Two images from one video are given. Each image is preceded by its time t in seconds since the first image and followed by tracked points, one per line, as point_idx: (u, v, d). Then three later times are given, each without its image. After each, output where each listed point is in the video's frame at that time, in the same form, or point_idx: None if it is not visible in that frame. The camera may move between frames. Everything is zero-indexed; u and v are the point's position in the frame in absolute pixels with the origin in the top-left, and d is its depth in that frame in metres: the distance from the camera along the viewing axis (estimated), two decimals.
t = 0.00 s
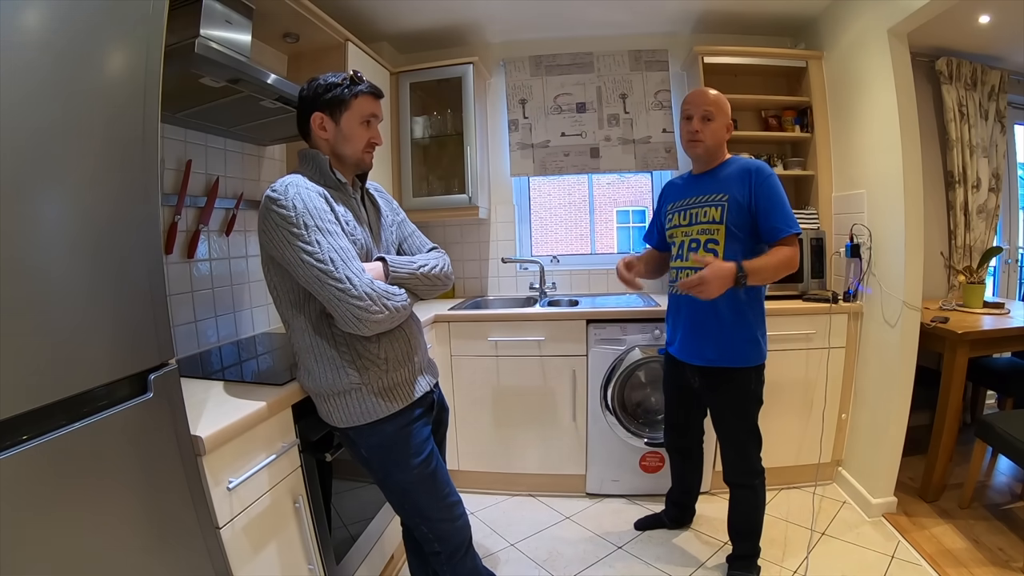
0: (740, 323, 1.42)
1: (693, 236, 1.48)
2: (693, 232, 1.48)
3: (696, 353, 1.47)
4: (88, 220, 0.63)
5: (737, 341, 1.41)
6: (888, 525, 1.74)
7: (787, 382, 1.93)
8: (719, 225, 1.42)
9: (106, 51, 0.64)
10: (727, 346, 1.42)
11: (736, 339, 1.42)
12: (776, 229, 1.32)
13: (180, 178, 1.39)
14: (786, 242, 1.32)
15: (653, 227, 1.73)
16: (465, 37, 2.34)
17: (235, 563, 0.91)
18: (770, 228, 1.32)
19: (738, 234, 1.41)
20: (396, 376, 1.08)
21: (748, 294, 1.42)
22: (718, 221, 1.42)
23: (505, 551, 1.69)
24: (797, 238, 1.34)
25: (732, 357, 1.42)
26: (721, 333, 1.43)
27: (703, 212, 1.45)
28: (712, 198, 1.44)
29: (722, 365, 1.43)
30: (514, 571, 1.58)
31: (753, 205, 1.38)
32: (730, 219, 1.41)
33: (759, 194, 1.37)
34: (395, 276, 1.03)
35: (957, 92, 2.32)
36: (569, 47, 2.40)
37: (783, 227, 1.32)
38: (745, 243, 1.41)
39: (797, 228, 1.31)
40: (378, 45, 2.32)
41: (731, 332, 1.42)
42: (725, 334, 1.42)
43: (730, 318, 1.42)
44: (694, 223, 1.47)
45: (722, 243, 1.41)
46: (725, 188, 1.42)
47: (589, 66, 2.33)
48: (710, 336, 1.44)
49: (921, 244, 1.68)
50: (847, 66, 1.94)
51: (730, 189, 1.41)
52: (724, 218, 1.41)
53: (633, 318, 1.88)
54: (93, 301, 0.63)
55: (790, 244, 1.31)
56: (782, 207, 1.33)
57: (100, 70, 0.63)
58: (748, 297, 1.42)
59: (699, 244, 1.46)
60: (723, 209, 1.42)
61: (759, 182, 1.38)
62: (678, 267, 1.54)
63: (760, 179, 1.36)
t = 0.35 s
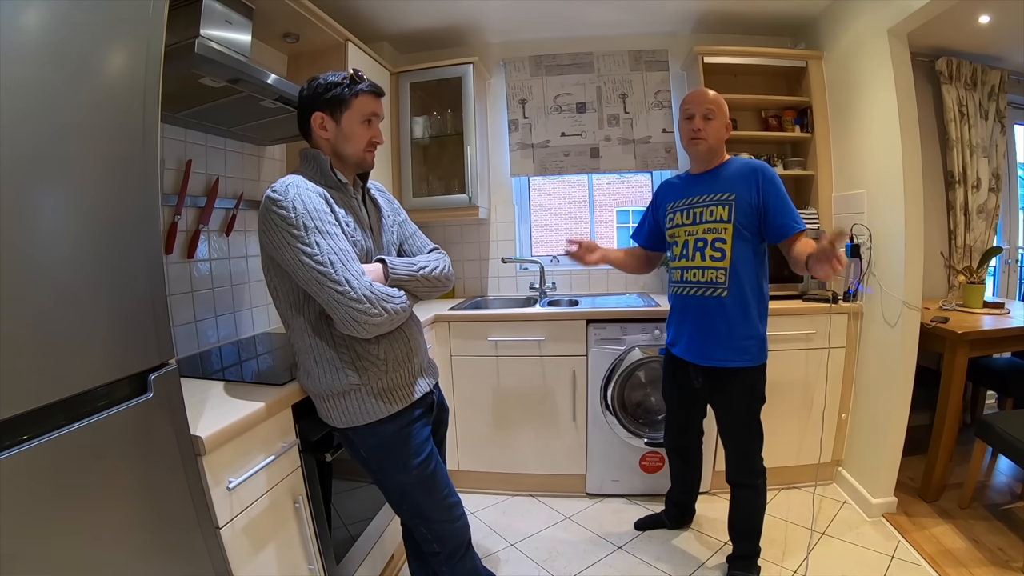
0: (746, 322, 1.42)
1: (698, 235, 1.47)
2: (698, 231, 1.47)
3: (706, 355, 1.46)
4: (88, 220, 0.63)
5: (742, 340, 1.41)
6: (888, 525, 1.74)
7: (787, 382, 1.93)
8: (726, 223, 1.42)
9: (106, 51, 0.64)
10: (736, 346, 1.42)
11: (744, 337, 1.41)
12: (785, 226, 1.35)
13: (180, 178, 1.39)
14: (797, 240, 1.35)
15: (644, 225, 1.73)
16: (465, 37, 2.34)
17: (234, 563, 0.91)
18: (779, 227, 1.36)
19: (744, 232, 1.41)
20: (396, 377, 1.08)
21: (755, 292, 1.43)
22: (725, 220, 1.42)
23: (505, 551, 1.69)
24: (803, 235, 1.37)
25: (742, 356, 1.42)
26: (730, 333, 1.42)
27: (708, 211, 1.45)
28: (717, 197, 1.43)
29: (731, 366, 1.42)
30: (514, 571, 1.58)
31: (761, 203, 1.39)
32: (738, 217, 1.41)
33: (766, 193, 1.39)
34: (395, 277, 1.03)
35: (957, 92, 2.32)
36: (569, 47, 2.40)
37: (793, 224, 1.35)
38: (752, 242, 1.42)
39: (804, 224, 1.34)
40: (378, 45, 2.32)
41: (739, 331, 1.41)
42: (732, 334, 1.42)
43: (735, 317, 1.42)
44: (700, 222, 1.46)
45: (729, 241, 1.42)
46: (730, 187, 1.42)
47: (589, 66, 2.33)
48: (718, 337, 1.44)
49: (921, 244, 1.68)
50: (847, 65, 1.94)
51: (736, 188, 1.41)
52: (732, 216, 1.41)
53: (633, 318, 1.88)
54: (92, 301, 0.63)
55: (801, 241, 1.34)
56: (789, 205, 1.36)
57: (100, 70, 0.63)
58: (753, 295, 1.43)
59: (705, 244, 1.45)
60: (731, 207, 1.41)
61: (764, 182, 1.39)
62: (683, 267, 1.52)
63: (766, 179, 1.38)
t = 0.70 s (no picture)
0: (746, 322, 1.42)
1: (699, 236, 1.47)
2: (699, 232, 1.47)
3: (706, 355, 1.46)
4: (88, 220, 0.63)
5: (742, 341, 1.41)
6: (888, 525, 1.74)
7: (788, 382, 1.93)
8: (727, 224, 1.42)
9: (106, 51, 0.64)
10: (736, 346, 1.42)
11: (745, 338, 1.41)
12: (784, 229, 1.36)
13: (180, 178, 1.39)
14: (796, 242, 1.38)
15: (649, 228, 1.73)
16: (465, 37, 2.34)
17: (234, 563, 0.91)
18: (779, 229, 1.37)
19: (745, 233, 1.41)
20: (396, 378, 1.08)
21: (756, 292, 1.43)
22: (726, 220, 1.42)
23: (505, 551, 1.69)
24: (802, 238, 1.39)
25: (742, 357, 1.42)
26: (730, 333, 1.42)
27: (709, 212, 1.45)
28: (718, 198, 1.43)
29: (731, 366, 1.43)
30: (514, 571, 1.59)
31: (761, 204, 1.40)
32: (739, 218, 1.41)
33: (767, 193, 1.39)
34: (395, 278, 1.03)
35: (957, 92, 2.32)
36: (569, 47, 2.40)
37: (792, 227, 1.36)
38: (753, 242, 1.42)
39: (802, 228, 1.36)
40: (378, 45, 2.32)
41: (738, 331, 1.42)
42: (732, 334, 1.42)
43: (735, 317, 1.42)
44: (700, 223, 1.46)
45: (730, 242, 1.41)
46: (731, 187, 1.42)
47: (589, 66, 2.33)
48: (718, 337, 1.44)
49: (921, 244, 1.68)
50: (847, 65, 1.94)
51: (737, 189, 1.41)
52: (733, 217, 1.41)
53: (633, 318, 1.88)
54: (92, 300, 0.63)
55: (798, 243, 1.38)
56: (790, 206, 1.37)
57: (100, 69, 0.63)
58: (754, 296, 1.43)
59: (706, 245, 1.45)
60: (732, 208, 1.41)
61: (764, 183, 1.39)
62: (684, 267, 1.52)
63: (766, 179, 1.39)
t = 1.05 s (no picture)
0: (745, 323, 1.42)
1: (698, 236, 1.47)
2: (697, 232, 1.47)
3: (704, 355, 1.46)
4: (88, 220, 0.63)
5: (739, 342, 1.41)
6: (888, 525, 1.74)
7: (788, 382, 1.93)
8: (725, 225, 1.42)
9: (106, 50, 0.64)
10: (734, 346, 1.42)
11: (743, 338, 1.41)
12: (784, 230, 1.35)
13: (180, 178, 1.39)
14: (795, 243, 1.36)
15: (649, 226, 1.72)
16: (465, 37, 2.34)
17: (234, 563, 0.91)
18: (777, 230, 1.36)
19: (743, 234, 1.41)
20: (396, 378, 1.08)
21: (755, 292, 1.43)
22: (724, 221, 1.42)
23: (505, 551, 1.69)
24: (802, 239, 1.38)
25: (740, 357, 1.42)
26: (728, 333, 1.42)
27: (708, 212, 1.45)
28: (717, 198, 1.43)
29: (730, 366, 1.43)
30: (514, 571, 1.58)
31: (759, 205, 1.39)
32: (737, 219, 1.41)
33: (766, 194, 1.38)
34: (395, 279, 1.03)
35: (957, 92, 2.32)
36: (569, 47, 2.40)
37: (791, 227, 1.35)
38: (751, 243, 1.42)
39: (802, 228, 1.34)
40: (378, 45, 2.32)
41: (735, 330, 1.42)
42: (731, 334, 1.42)
43: (732, 317, 1.42)
44: (699, 224, 1.46)
45: (728, 243, 1.41)
46: (729, 188, 1.42)
47: (589, 66, 2.33)
48: (717, 337, 1.44)
49: (921, 244, 1.68)
50: (847, 65, 1.94)
51: (736, 190, 1.41)
52: (731, 217, 1.41)
53: (633, 318, 1.88)
54: (93, 300, 0.63)
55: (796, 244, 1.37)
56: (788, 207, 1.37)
57: (100, 69, 0.63)
58: (753, 296, 1.43)
59: (704, 245, 1.46)
60: (730, 208, 1.41)
61: (763, 184, 1.39)
62: (682, 267, 1.52)
63: (765, 180, 1.38)
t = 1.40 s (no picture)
0: (745, 323, 1.42)
1: (698, 236, 1.47)
2: (699, 232, 1.47)
3: (702, 354, 1.46)
4: (88, 220, 0.63)
5: (738, 342, 1.42)
6: (888, 525, 1.74)
7: (788, 382, 1.93)
8: (727, 225, 1.42)
9: (106, 50, 0.64)
10: (732, 346, 1.42)
11: (743, 338, 1.41)
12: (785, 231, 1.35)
13: (180, 178, 1.39)
14: (797, 243, 1.36)
15: (648, 225, 1.72)
16: (465, 37, 2.34)
17: (235, 562, 0.91)
18: (779, 230, 1.36)
19: (744, 235, 1.41)
20: (396, 378, 1.08)
21: (755, 292, 1.43)
22: (725, 222, 1.42)
23: (505, 551, 1.69)
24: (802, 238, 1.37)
25: (740, 357, 1.42)
26: (728, 333, 1.42)
27: (710, 212, 1.45)
28: (719, 199, 1.43)
29: (729, 366, 1.43)
30: (514, 571, 1.59)
31: (761, 206, 1.39)
32: (738, 219, 1.41)
33: (769, 196, 1.38)
34: (395, 279, 1.03)
35: (957, 92, 2.32)
36: (569, 47, 2.40)
37: (792, 228, 1.35)
38: (752, 244, 1.42)
39: (804, 228, 1.34)
40: (378, 45, 2.32)
41: (735, 330, 1.42)
42: (730, 334, 1.42)
43: (732, 317, 1.42)
44: (700, 223, 1.46)
45: (729, 244, 1.41)
46: (731, 189, 1.42)
47: (589, 66, 2.33)
48: (716, 336, 1.44)
49: (921, 244, 1.68)
50: (847, 65, 1.94)
51: (738, 191, 1.41)
52: (732, 218, 1.41)
53: (633, 318, 1.88)
54: (93, 300, 0.64)
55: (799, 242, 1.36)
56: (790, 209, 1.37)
57: (100, 69, 0.63)
58: (753, 297, 1.43)
59: (705, 245, 1.46)
60: (732, 209, 1.41)
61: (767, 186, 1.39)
62: (682, 267, 1.52)
63: (767, 181, 1.38)
